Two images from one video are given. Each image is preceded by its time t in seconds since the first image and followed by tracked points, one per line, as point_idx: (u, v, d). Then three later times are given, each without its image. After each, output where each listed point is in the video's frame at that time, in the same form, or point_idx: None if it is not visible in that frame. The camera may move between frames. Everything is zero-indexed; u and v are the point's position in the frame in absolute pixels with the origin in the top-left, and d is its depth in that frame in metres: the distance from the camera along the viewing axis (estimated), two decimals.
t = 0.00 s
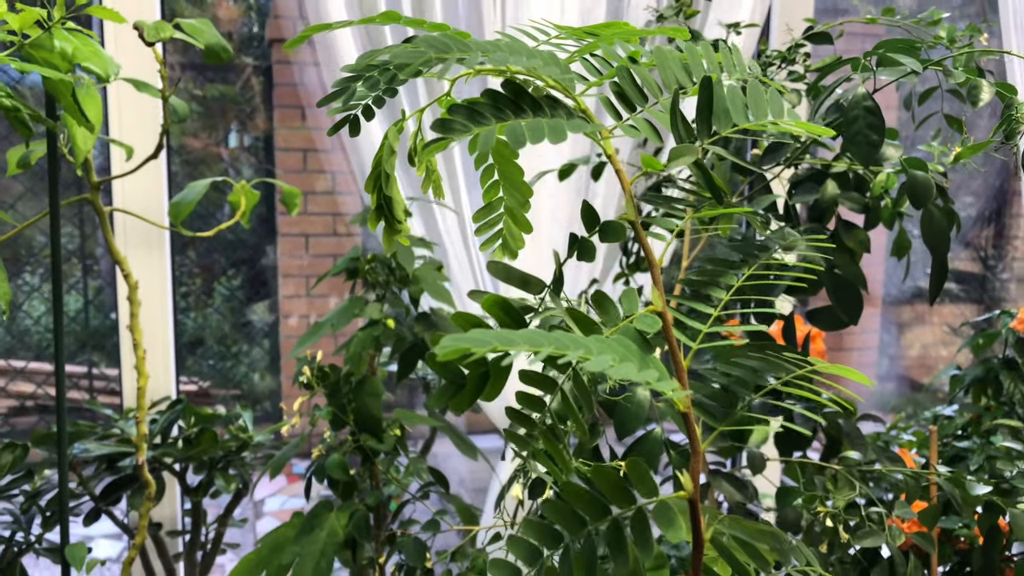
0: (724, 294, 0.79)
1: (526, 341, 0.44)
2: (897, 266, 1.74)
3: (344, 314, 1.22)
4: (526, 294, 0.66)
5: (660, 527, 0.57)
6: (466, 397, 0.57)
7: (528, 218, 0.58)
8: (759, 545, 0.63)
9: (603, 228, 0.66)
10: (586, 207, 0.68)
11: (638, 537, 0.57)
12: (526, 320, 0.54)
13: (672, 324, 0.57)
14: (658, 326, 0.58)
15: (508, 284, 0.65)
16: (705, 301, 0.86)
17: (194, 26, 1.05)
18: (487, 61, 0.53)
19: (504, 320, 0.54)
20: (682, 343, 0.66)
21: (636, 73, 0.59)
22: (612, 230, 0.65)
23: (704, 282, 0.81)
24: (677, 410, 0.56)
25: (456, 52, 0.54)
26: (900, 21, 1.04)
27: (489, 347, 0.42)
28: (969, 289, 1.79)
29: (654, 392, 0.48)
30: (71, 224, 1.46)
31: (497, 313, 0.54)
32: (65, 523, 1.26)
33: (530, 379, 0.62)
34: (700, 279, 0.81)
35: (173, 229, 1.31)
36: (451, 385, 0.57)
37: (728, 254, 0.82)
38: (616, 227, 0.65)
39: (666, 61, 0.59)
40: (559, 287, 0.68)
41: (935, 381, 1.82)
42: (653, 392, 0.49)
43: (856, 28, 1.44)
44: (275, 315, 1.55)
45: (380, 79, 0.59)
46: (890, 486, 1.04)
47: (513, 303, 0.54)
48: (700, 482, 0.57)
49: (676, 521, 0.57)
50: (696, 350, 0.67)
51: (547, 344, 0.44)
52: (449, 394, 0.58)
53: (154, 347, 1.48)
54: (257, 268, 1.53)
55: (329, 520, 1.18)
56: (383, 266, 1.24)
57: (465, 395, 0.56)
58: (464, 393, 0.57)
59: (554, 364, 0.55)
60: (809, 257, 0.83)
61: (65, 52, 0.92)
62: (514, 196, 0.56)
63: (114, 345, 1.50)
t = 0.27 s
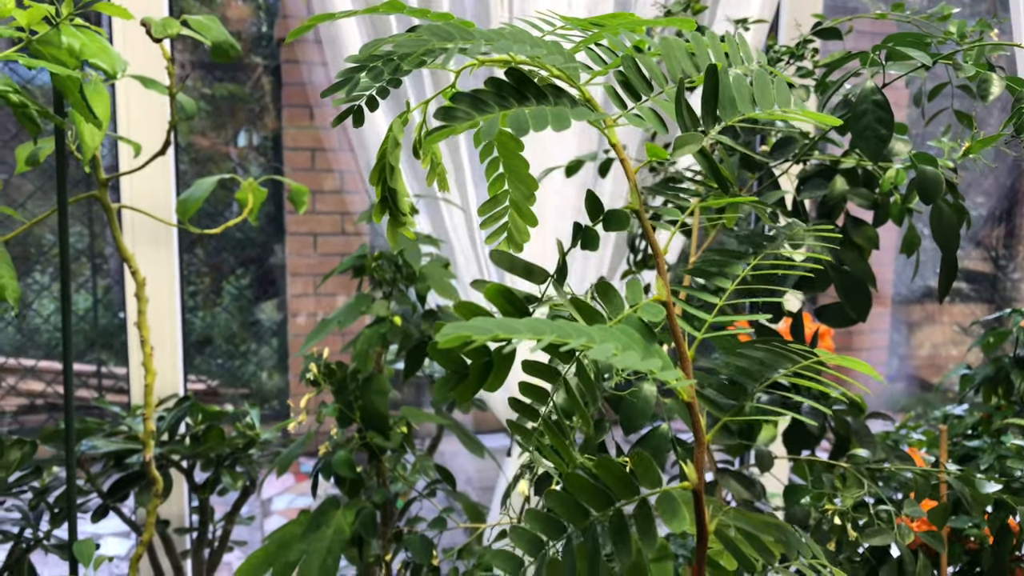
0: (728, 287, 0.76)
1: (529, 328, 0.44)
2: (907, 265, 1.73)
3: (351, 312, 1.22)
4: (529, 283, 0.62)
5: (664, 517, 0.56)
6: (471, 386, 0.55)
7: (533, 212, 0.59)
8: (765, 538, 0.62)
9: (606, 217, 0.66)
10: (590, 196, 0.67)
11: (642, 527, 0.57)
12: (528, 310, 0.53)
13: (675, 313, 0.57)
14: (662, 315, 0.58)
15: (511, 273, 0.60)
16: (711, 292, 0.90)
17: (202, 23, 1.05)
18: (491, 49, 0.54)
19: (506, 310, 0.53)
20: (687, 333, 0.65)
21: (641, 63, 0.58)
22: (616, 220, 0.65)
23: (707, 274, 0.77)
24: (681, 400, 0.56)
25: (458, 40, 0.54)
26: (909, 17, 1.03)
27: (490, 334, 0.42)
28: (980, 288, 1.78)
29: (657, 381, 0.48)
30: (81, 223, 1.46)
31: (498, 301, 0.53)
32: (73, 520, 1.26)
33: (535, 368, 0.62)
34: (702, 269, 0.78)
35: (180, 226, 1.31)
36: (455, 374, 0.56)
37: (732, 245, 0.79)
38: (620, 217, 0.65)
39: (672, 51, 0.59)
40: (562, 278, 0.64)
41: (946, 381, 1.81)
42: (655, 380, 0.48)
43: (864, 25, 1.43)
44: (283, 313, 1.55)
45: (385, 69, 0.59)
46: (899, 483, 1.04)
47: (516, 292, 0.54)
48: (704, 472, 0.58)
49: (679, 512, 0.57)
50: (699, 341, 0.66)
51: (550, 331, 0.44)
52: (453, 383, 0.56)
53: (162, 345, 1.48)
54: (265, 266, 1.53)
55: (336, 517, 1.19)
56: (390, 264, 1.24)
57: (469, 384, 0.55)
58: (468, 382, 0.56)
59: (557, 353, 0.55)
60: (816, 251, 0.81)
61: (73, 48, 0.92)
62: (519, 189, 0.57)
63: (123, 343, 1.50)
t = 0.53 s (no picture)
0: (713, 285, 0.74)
1: (503, 329, 0.43)
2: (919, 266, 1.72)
3: (354, 312, 1.21)
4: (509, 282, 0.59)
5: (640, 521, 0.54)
6: (449, 386, 0.54)
7: (525, 212, 0.59)
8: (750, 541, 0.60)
9: (585, 216, 0.61)
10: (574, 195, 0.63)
11: (618, 530, 0.55)
12: (506, 310, 0.53)
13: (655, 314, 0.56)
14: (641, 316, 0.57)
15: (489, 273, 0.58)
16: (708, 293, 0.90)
17: (204, 23, 1.05)
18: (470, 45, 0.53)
19: (484, 310, 0.53)
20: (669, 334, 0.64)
21: (626, 61, 0.57)
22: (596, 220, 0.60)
23: (690, 272, 0.75)
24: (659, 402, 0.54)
25: (437, 37, 0.54)
26: (917, 15, 1.01)
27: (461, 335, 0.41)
28: (995, 290, 1.76)
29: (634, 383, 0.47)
30: (91, 224, 1.47)
31: (477, 301, 0.52)
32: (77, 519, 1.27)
33: (511, 369, 0.60)
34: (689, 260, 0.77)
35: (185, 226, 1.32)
36: (432, 375, 0.56)
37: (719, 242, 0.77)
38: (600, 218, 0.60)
39: (657, 48, 0.57)
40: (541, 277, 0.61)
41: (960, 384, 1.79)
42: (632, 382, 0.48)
43: (872, 23, 1.41)
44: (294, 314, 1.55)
45: (368, 68, 0.57)
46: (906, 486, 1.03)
47: (494, 293, 0.53)
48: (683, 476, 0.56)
49: (655, 515, 0.56)
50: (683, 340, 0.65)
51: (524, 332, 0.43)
52: (430, 384, 0.56)
53: (169, 345, 1.49)
54: (276, 267, 1.53)
55: (339, 517, 1.19)
56: (394, 264, 1.23)
57: (446, 384, 0.54)
58: (446, 383, 0.55)
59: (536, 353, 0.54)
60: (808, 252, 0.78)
61: (75, 48, 0.92)
62: (511, 189, 0.58)
63: (133, 343, 1.51)
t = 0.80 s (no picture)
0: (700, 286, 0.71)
1: (487, 329, 0.44)
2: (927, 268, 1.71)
3: (358, 312, 1.21)
4: (500, 283, 0.59)
5: (627, 523, 0.54)
6: (437, 387, 0.54)
7: (523, 211, 0.59)
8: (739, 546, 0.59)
9: (575, 216, 0.61)
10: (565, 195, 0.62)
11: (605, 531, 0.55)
12: (495, 310, 0.53)
13: (643, 316, 0.56)
14: (629, 316, 0.57)
15: (478, 274, 0.58)
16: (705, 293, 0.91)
17: (207, 23, 1.06)
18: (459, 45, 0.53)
19: (473, 311, 0.52)
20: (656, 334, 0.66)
21: (618, 59, 0.56)
22: (584, 221, 0.60)
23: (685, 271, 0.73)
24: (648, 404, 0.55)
25: (427, 36, 0.54)
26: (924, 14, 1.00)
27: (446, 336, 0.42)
28: (1008, 291, 1.74)
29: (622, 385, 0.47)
30: (101, 224, 1.47)
31: (464, 302, 0.52)
32: (82, 517, 1.27)
33: (502, 370, 0.59)
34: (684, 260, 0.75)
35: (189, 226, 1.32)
36: (420, 375, 0.55)
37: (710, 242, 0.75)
38: (588, 218, 0.60)
39: (649, 46, 0.57)
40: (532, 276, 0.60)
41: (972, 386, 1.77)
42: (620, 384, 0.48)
43: (878, 22, 1.40)
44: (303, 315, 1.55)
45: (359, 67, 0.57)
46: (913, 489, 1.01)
47: (483, 294, 0.53)
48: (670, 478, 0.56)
49: (643, 516, 0.54)
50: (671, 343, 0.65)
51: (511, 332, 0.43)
52: (418, 385, 0.55)
53: (175, 345, 1.49)
54: (285, 268, 1.53)
55: (342, 517, 1.19)
56: (398, 264, 1.23)
57: (435, 384, 0.54)
58: (434, 383, 0.55)
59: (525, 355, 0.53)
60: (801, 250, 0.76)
61: (77, 49, 0.92)
62: (508, 189, 0.58)
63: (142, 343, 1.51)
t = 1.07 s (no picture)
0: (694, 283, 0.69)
1: (473, 325, 0.44)
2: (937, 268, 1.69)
3: (363, 311, 1.21)
4: (490, 279, 0.58)
5: (613, 522, 0.53)
6: (426, 382, 0.55)
7: (519, 210, 0.60)
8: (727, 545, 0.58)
9: (565, 212, 0.59)
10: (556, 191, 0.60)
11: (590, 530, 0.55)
12: (481, 306, 0.53)
13: (632, 312, 0.56)
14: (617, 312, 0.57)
15: (469, 269, 0.58)
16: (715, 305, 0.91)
17: (212, 21, 1.06)
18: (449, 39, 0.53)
19: (460, 306, 0.53)
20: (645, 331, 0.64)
21: (611, 54, 0.56)
22: (573, 216, 0.58)
23: (675, 266, 0.72)
24: (635, 402, 0.54)
25: (416, 31, 0.54)
26: (933, 10, 0.99)
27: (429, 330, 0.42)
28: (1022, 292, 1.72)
29: (610, 381, 0.47)
30: (111, 223, 1.48)
31: (453, 298, 0.53)
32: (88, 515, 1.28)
33: (490, 366, 0.57)
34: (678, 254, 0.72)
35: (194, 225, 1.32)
36: (408, 372, 0.55)
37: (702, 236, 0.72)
38: (577, 214, 0.58)
39: (644, 41, 0.56)
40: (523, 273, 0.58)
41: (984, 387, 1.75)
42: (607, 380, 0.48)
43: (887, 20, 1.38)
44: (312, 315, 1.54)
45: (352, 62, 0.56)
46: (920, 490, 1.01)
47: (471, 289, 0.54)
48: (658, 477, 0.56)
49: (631, 514, 0.54)
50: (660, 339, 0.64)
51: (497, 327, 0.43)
52: (405, 381, 0.55)
53: (182, 343, 1.49)
54: (293, 267, 1.53)
55: (346, 516, 1.18)
56: (403, 263, 1.22)
57: (422, 380, 0.55)
58: (423, 379, 0.55)
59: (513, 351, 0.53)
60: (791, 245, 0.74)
61: (81, 47, 0.93)
62: (505, 186, 0.60)
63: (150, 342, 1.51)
